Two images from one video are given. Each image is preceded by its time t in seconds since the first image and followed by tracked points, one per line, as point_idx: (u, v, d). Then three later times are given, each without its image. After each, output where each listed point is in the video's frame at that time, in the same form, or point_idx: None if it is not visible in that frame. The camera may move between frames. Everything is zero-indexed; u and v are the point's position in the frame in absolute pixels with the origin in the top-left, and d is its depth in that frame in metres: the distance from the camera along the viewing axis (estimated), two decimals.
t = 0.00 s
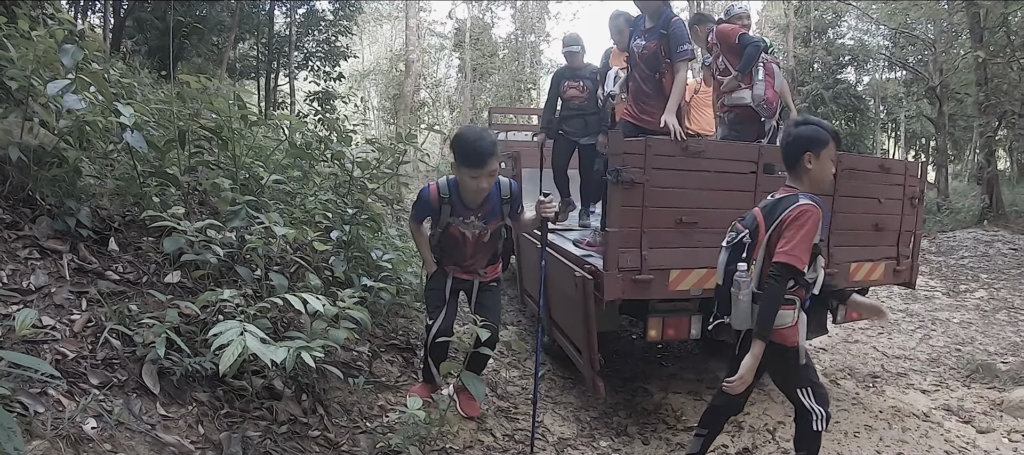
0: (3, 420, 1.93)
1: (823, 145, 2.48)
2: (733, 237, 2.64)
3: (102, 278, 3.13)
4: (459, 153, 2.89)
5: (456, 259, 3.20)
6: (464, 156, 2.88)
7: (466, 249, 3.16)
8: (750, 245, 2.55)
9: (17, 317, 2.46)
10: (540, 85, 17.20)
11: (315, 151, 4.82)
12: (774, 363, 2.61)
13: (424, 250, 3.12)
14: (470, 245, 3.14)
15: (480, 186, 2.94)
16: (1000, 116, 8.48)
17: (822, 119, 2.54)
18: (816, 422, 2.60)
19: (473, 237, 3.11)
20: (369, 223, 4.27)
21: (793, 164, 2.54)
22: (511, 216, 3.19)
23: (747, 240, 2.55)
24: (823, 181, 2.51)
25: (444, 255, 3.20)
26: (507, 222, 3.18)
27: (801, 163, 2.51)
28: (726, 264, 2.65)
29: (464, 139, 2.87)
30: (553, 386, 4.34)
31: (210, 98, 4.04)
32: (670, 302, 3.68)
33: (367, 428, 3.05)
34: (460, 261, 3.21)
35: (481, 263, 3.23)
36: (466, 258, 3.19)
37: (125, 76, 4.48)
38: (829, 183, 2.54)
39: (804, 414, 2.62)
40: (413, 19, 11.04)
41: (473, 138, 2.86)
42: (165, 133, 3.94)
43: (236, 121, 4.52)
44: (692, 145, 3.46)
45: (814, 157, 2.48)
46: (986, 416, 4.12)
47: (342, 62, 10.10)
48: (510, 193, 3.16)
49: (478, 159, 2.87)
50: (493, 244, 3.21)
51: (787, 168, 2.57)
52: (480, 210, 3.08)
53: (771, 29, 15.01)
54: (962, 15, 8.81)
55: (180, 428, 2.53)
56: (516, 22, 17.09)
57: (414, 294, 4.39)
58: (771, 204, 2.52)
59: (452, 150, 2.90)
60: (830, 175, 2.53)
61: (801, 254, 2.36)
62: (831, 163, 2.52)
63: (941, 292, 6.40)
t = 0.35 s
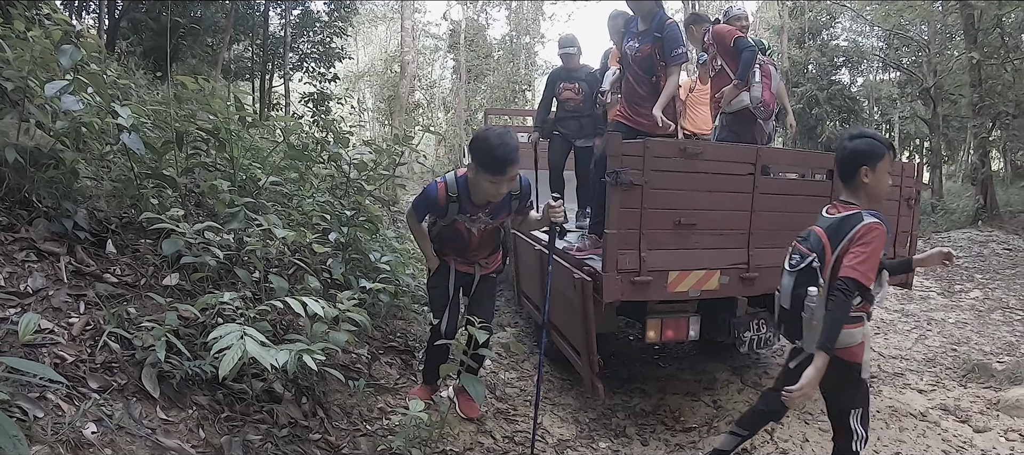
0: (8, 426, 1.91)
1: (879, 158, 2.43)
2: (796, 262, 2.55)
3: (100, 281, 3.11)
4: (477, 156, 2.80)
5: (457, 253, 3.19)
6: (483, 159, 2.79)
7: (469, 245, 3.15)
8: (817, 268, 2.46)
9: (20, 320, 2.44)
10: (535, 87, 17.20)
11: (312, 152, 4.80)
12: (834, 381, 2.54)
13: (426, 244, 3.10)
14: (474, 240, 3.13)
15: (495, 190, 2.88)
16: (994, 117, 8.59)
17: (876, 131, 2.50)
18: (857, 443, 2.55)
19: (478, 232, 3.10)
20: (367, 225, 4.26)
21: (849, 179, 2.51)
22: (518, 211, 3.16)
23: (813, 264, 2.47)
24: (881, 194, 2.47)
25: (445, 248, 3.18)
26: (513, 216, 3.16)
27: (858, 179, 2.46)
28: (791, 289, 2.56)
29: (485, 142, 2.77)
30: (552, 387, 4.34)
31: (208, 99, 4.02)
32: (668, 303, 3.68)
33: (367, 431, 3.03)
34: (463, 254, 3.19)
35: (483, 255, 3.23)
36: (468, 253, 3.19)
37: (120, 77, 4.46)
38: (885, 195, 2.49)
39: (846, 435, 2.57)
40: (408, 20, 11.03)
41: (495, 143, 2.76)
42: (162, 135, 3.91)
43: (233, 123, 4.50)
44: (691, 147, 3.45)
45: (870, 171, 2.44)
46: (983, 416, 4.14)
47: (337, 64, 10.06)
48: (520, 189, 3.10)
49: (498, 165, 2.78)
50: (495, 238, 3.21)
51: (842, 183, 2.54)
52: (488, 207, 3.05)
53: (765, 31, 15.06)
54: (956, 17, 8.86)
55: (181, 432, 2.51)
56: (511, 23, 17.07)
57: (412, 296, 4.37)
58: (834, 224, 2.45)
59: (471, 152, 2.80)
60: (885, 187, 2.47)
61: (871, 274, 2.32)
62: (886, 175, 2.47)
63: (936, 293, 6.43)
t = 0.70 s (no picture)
0: (13, 438, 1.87)
1: (936, 161, 2.47)
2: (852, 261, 2.60)
3: (100, 284, 3.08)
4: (508, 120, 2.75)
5: (470, 236, 3.12)
6: (514, 124, 2.73)
7: (484, 228, 3.09)
8: (876, 271, 2.51)
9: (26, 328, 2.32)
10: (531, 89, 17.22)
11: (311, 155, 4.77)
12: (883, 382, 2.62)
13: (438, 231, 3.00)
14: (490, 222, 3.08)
15: (521, 161, 2.82)
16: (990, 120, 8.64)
17: (932, 132, 2.53)
18: (884, 447, 2.69)
19: (495, 212, 3.05)
20: (367, 228, 4.24)
21: (904, 181, 2.55)
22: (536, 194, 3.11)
23: (873, 266, 2.51)
24: (936, 195, 2.52)
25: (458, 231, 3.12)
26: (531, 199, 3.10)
27: (915, 181, 2.50)
28: (846, 290, 2.61)
29: (516, 105, 2.72)
30: (553, 390, 4.32)
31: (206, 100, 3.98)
32: (671, 306, 3.68)
33: (371, 435, 3.01)
34: (477, 238, 3.13)
35: (495, 240, 3.16)
36: (482, 236, 3.13)
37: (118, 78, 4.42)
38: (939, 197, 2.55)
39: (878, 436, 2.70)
40: (405, 23, 11.01)
41: (529, 106, 2.72)
42: (161, 137, 3.88)
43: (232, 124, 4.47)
44: (693, 149, 3.43)
45: (928, 174, 2.47)
46: (983, 417, 4.15)
47: (334, 66, 10.05)
48: (541, 172, 3.04)
49: (529, 130, 2.74)
50: (509, 222, 3.17)
51: (898, 185, 2.58)
52: (508, 186, 3.00)
53: (760, 34, 15.12)
54: (951, 20, 8.91)
55: (184, 438, 2.49)
56: (507, 25, 17.07)
57: (412, 299, 4.36)
58: (894, 226, 2.50)
59: (503, 117, 2.75)
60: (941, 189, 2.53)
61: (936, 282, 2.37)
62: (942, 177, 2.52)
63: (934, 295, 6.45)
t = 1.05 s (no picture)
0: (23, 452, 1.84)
1: (989, 156, 2.57)
2: (903, 253, 2.65)
3: (102, 288, 3.04)
4: (541, 107, 2.74)
5: (493, 235, 3.03)
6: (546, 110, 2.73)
7: (509, 226, 3.00)
8: (928, 263, 2.57)
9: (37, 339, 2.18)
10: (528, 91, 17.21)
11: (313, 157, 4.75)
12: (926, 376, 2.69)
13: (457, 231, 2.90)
14: (515, 223, 3.01)
15: (555, 146, 2.80)
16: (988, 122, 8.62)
17: (984, 128, 2.64)
18: (908, 445, 2.80)
19: (521, 211, 2.99)
20: (371, 231, 4.22)
21: (957, 174, 2.64)
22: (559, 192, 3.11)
23: (926, 259, 2.57)
24: (986, 191, 2.61)
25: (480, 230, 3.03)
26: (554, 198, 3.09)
27: (969, 175, 2.59)
28: (896, 281, 2.66)
29: (549, 89, 2.72)
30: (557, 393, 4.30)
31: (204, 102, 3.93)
32: (676, 309, 3.67)
33: (378, 441, 2.99)
34: (501, 242, 3.05)
35: (518, 243, 3.09)
36: (506, 236, 3.04)
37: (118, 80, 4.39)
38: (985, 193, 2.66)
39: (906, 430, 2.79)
40: (403, 25, 10.99)
41: (562, 88, 2.72)
42: (161, 139, 3.85)
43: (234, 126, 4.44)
44: (699, 152, 3.43)
45: (981, 169, 2.56)
46: (986, 418, 4.17)
47: (331, 68, 10.02)
48: (565, 170, 3.06)
49: (563, 116, 2.73)
50: (533, 224, 3.11)
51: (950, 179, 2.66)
52: (536, 182, 2.96)
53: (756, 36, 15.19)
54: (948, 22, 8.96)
55: (191, 446, 2.46)
56: (504, 27, 17.07)
57: (415, 302, 4.34)
58: (948, 220, 2.58)
59: (536, 102, 2.75)
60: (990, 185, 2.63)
61: (990, 279, 2.51)
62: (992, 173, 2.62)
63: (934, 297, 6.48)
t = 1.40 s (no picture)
0: None
1: None
2: (952, 255, 2.78)
3: (105, 292, 2.99)
4: (593, 115, 2.61)
5: (530, 254, 2.88)
6: (599, 118, 2.61)
7: (550, 244, 2.85)
8: (976, 265, 2.70)
9: (51, 349, 2.16)
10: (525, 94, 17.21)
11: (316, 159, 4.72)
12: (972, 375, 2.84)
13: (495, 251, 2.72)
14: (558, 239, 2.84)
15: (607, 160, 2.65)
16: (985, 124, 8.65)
17: None
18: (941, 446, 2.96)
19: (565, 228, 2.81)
20: (376, 234, 4.19)
21: (1013, 182, 2.80)
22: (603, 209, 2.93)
23: (974, 261, 2.70)
24: None
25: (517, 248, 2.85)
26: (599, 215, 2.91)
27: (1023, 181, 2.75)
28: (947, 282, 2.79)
29: (598, 95, 2.61)
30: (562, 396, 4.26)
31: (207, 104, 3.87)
32: (683, 311, 3.67)
33: (387, 447, 2.96)
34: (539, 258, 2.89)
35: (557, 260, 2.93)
36: (545, 254, 2.89)
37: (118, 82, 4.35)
38: None
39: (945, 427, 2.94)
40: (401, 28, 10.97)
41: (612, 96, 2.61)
42: (163, 140, 3.81)
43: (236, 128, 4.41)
44: (706, 154, 3.43)
45: None
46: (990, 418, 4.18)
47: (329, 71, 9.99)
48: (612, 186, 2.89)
49: (616, 125, 2.62)
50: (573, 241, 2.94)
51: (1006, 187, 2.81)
52: (583, 198, 2.79)
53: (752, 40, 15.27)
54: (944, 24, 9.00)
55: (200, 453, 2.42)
56: (501, 30, 17.10)
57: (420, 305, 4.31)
58: (998, 225, 2.72)
59: (590, 111, 2.61)
60: None
61: None
62: None
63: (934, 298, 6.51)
